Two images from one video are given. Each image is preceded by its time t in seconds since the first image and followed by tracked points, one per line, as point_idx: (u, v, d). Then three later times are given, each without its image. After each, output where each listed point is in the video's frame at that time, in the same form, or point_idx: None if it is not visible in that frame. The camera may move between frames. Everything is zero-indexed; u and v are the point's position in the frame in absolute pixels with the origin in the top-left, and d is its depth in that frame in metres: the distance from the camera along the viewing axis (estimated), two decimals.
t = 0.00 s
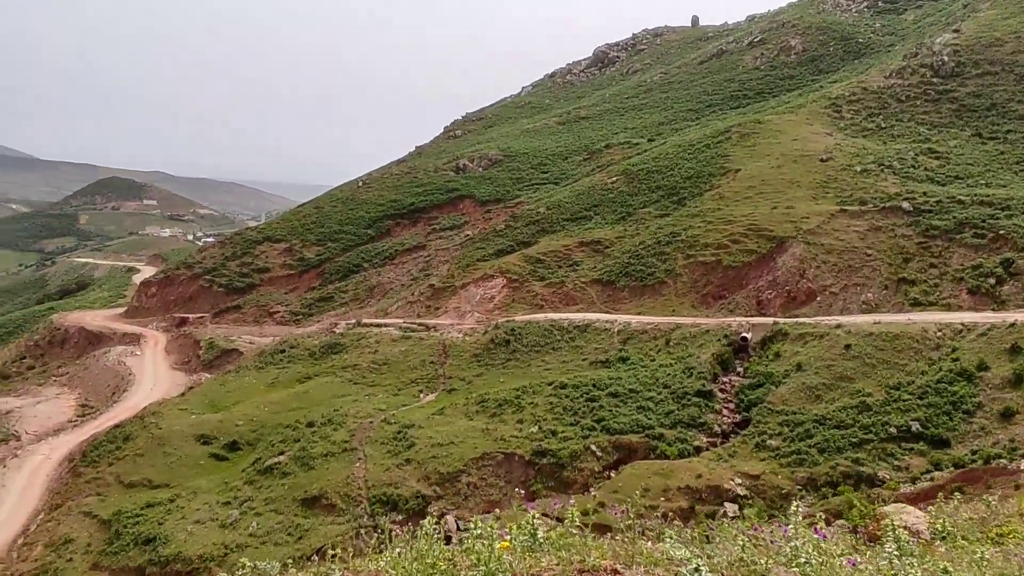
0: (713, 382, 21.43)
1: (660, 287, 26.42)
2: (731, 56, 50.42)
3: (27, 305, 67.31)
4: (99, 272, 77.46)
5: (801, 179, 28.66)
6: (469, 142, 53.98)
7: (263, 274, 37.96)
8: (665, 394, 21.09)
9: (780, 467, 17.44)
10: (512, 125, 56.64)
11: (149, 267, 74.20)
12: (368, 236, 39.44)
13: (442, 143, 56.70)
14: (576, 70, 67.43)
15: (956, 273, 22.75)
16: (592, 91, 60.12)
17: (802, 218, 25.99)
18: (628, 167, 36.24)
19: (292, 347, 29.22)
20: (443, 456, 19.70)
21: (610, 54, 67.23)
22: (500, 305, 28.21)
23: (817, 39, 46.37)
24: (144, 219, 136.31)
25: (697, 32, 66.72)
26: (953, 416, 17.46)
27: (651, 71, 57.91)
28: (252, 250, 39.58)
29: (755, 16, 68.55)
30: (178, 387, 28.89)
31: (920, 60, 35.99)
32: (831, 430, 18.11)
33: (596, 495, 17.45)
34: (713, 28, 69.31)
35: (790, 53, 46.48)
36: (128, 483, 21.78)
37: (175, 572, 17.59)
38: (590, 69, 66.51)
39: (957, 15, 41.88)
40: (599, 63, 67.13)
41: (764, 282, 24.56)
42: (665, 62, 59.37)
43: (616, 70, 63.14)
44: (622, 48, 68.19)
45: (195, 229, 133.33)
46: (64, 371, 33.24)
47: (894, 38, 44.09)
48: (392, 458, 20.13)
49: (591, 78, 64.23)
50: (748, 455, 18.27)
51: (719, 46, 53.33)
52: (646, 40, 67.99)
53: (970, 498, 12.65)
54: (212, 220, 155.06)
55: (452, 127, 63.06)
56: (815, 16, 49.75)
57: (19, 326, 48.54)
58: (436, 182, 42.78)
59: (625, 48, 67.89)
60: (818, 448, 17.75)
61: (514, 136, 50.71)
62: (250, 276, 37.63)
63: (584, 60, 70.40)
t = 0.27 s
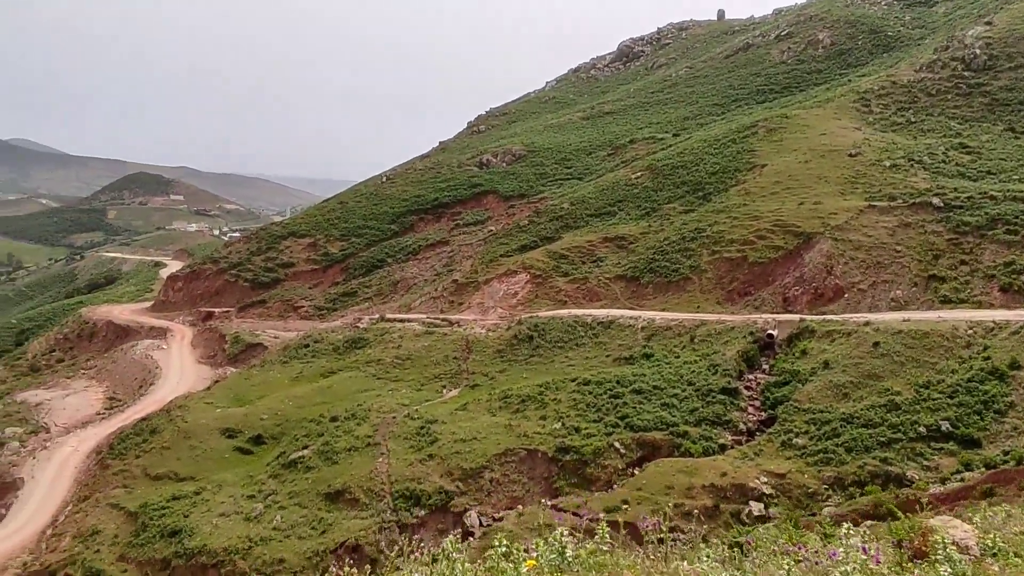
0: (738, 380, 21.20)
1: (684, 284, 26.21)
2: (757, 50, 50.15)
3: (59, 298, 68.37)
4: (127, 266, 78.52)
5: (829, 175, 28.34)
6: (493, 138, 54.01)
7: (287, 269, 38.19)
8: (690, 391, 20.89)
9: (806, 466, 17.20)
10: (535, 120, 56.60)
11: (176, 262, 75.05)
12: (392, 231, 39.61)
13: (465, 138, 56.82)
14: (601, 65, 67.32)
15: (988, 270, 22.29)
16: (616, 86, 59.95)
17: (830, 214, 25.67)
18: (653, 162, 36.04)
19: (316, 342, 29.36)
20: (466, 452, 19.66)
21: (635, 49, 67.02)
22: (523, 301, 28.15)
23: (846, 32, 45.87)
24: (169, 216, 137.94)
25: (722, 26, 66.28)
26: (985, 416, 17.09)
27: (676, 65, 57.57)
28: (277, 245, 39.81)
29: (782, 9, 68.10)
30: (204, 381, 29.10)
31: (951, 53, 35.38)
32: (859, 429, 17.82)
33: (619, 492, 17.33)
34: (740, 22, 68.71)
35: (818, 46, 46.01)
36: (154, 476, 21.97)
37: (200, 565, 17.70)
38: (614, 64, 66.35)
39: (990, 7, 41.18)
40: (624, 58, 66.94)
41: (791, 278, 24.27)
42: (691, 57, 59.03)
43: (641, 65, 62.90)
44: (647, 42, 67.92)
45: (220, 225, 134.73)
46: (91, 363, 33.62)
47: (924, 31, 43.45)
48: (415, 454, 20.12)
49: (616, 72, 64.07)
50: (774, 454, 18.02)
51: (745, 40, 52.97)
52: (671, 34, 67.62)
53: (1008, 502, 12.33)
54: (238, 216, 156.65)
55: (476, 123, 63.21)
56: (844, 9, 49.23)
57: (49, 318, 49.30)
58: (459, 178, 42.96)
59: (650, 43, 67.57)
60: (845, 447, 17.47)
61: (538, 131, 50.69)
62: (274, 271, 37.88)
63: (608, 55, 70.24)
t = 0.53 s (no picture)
0: (761, 376, 20.99)
1: (707, 278, 26.02)
2: (781, 43, 49.92)
3: (86, 290, 69.46)
4: (152, 260, 79.46)
5: (855, 169, 28.06)
6: (514, 132, 54.01)
7: (309, 263, 38.38)
8: (712, 386, 20.72)
9: (830, 463, 16.98)
10: (557, 114, 56.55)
11: (200, 256, 75.78)
12: (414, 226, 39.76)
13: (487, 133, 56.89)
14: (623, 58, 67.20)
15: (1018, 265, 21.85)
16: (638, 79, 59.79)
17: (855, 208, 25.39)
18: (675, 156, 35.86)
19: (338, 336, 29.48)
20: (488, 447, 19.63)
21: (657, 42, 66.79)
22: (544, 296, 28.11)
23: (872, 24, 45.45)
24: (190, 213, 139.34)
25: (746, 19, 65.81)
26: (1014, 413, 16.73)
27: (699, 59, 57.24)
28: (299, 239, 39.99)
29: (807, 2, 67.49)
30: (227, 374, 29.31)
31: (980, 45, 34.81)
32: (885, 426, 17.57)
33: (640, 488, 17.22)
34: (763, 14, 68.18)
35: (843, 38, 45.60)
36: (178, 468, 22.16)
37: (223, 556, 17.77)
38: (637, 57, 66.19)
39: None
40: (646, 51, 66.75)
41: (815, 273, 24.01)
42: (713, 50, 58.72)
43: (663, 58, 62.67)
44: (670, 35, 67.66)
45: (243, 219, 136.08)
46: (116, 356, 33.98)
47: (952, 22, 42.87)
48: (436, 448, 20.11)
49: (638, 66, 63.88)
50: (798, 450, 17.82)
51: (769, 33, 52.63)
52: (693, 27, 67.27)
53: None
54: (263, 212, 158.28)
55: (497, 118, 63.31)
56: (870, 1, 48.74)
57: (75, 311, 49.98)
58: (481, 172, 43.12)
59: (673, 36, 67.26)
60: (869, 445, 17.23)
61: (560, 126, 50.66)
62: (296, 265, 38.09)
63: (631, 49, 70.05)
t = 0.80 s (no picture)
0: (781, 371, 20.81)
1: (726, 273, 25.86)
2: (801, 35, 49.55)
3: (108, 285, 70.30)
4: (172, 256, 80.17)
5: (876, 162, 27.79)
6: (531, 127, 53.94)
7: (327, 258, 38.53)
8: (731, 382, 20.56)
9: (851, 460, 16.80)
10: (574, 108, 56.42)
11: (219, 251, 76.33)
12: (431, 221, 39.80)
13: (504, 127, 56.90)
14: (641, 52, 66.95)
15: None
16: (656, 73, 59.52)
17: (876, 202, 25.12)
18: (693, 150, 35.66)
19: (356, 331, 29.57)
20: (505, 442, 19.59)
21: (675, 35, 66.44)
22: (562, 291, 28.05)
23: (894, 16, 45.01)
24: (207, 210, 140.36)
25: (766, 11, 65.30)
26: None
27: (718, 51, 56.89)
28: (317, 234, 40.16)
29: None
30: (246, 369, 29.47)
31: (1005, 36, 34.27)
32: (907, 422, 17.35)
33: (658, 484, 17.13)
34: (783, 6, 67.61)
35: (864, 30, 45.19)
36: (198, 462, 22.31)
37: (243, 550, 17.84)
38: (655, 50, 65.93)
39: None
40: (664, 44, 66.45)
41: (836, 268, 23.78)
42: (732, 42, 58.32)
43: (681, 51, 62.36)
44: (688, 28, 67.27)
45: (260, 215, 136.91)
46: (137, 351, 34.28)
47: (976, 13, 42.26)
48: (454, 443, 20.10)
49: (656, 59, 63.60)
50: (818, 447, 17.64)
51: (788, 26, 52.25)
52: (712, 19, 66.84)
53: None
54: (281, 208, 159.26)
55: (515, 112, 63.31)
56: None
57: (97, 306, 50.53)
58: (498, 167, 43.15)
59: (691, 29, 66.88)
60: (891, 441, 17.03)
61: (578, 120, 50.55)
62: (314, 260, 38.25)
63: (649, 42, 69.76)
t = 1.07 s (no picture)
0: (800, 366, 20.63)
1: (745, 267, 25.70)
2: (821, 27, 49.21)
3: (129, 279, 71.12)
4: (191, 250, 80.88)
5: (897, 155, 27.53)
6: (548, 121, 53.87)
7: (345, 253, 38.67)
8: (750, 377, 20.42)
9: (872, 456, 16.62)
10: (591, 102, 56.33)
11: (238, 246, 76.89)
12: (448, 215, 39.84)
13: (521, 122, 56.93)
14: (658, 45, 66.76)
15: None
16: (674, 66, 59.30)
17: (897, 195, 24.88)
18: (711, 144, 35.48)
19: (373, 326, 29.65)
20: (523, 437, 19.56)
21: (693, 28, 66.14)
22: (579, 285, 28.00)
23: (915, 7, 44.60)
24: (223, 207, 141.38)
25: (785, 3, 64.88)
26: None
27: (736, 44, 56.54)
28: (335, 229, 40.32)
29: None
30: (264, 363, 29.63)
31: None
32: (928, 418, 17.15)
33: (676, 479, 17.03)
34: None
35: (885, 22, 44.81)
36: (218, 455, 22.46)
37: (262, 543, 17.89)
38: (672, 44, 65.73)
39: None
40: (682, 37, 66.20)
41: (856, 262, 23.56)
42: (751, 35, 57.97)
43: (699, 44, 62.10)
44: (706, 20, 66.95)
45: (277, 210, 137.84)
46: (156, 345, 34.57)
47: (999, 4, 41.72)
48: (471, 437, 20.10)
49: (673, 52, 63.39)
50: (837, 443, 17.46)
51: (808, 18, 51.88)
52: (730, 12, 66.44)
53: None
54: (302, 204, 160.39)
55: (532, 107, 63.33)
56: None
57: (117, 300, 51.06)
58: (515, 162, 43.17)
59: (709, 21, 66.49)
60: (912, 436, 16.83)
61: (595, 114, 50.45)
62: (332, 255, 38.40)
63: (667, 36, 69.51)
